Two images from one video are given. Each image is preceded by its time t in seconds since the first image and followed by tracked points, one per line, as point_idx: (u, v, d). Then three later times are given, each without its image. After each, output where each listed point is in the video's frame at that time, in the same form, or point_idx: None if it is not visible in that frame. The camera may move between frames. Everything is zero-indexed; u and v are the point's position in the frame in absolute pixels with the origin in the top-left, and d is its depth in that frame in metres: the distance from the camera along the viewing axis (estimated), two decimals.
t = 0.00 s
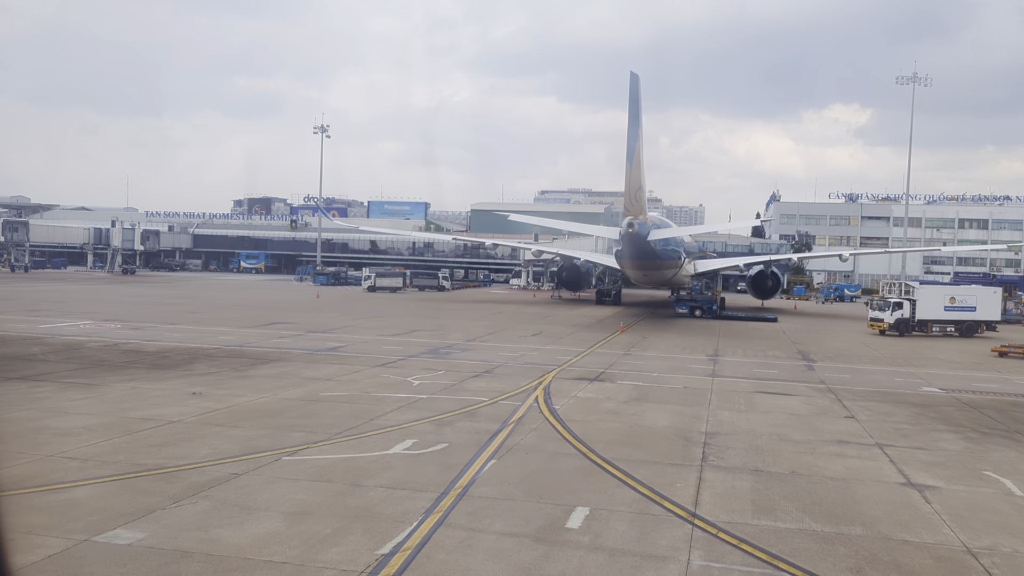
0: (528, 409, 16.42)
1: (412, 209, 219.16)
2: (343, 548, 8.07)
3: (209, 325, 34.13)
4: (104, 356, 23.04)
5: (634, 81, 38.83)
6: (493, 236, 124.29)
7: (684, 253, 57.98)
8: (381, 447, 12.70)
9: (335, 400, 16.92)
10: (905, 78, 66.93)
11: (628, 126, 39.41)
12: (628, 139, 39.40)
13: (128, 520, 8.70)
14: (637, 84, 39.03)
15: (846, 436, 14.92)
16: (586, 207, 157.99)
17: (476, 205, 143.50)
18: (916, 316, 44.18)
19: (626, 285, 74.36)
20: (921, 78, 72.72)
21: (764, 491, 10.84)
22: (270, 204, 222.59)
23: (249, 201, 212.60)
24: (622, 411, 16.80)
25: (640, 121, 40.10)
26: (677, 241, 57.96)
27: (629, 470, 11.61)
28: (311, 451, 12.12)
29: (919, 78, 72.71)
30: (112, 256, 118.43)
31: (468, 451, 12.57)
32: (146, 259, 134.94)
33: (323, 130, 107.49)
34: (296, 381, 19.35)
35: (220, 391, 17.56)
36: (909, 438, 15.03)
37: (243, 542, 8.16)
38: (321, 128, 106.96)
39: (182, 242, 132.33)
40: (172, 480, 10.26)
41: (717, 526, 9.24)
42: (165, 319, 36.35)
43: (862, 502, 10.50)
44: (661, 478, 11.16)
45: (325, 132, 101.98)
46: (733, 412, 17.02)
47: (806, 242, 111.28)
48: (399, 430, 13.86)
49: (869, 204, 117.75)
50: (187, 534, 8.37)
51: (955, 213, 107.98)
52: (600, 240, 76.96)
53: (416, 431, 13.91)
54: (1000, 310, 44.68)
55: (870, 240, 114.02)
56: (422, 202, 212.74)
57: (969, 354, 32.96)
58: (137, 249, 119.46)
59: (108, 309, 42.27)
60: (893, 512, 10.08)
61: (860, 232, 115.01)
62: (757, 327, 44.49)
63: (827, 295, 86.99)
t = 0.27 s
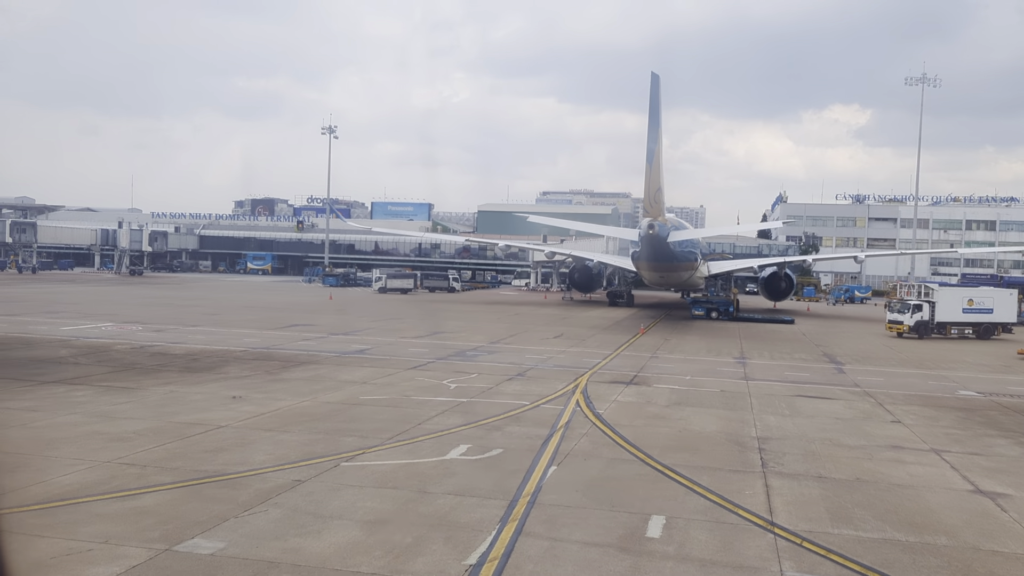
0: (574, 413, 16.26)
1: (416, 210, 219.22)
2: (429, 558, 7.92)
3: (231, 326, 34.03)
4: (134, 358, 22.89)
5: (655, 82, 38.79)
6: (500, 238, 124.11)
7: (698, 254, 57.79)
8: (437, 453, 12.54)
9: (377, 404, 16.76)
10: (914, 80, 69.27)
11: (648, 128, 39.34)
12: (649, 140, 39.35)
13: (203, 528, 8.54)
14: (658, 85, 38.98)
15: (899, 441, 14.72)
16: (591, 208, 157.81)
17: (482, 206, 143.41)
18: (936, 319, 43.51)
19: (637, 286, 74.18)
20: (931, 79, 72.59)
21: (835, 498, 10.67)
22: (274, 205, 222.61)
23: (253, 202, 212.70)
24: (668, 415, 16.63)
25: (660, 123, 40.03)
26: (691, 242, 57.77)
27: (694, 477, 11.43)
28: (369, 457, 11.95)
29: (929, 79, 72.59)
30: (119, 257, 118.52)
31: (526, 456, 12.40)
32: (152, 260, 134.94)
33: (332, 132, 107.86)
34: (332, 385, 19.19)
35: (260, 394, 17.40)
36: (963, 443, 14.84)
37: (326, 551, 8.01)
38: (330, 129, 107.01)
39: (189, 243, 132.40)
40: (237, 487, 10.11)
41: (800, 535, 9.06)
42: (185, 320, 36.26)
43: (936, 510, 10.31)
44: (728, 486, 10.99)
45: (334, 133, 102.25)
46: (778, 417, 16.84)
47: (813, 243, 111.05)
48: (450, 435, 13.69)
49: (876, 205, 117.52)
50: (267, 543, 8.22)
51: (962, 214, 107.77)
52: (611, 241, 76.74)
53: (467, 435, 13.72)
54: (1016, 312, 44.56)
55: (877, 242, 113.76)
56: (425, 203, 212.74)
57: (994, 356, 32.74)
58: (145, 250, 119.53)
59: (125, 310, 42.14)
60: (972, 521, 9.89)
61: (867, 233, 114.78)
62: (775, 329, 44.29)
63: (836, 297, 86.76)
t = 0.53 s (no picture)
0: (620, 410, 16.10)
1: (419, 203, 218.90)
2: (519, 561, 7.77)
3: (253, 320, 33.86)
4: (165, 353, 22.73)
5: (677, 75, 38.65)
6: (508, 231, 123.81)
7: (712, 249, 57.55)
8: (495, 451, 12.38)
9: (420, 400, 16.61)
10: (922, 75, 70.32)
11: (670, 121, 39.10)
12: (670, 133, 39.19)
13: (283, 529, 8.39)
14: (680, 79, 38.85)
15: (954, 440, 14.53)
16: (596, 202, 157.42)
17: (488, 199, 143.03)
18: (956, 314, 43.24)
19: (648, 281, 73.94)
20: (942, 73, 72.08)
21: (909, 500, 10.49)
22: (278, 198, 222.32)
23: (257, 194, 212.41)
24: (714, 413, 16.47)
25: (681, 115, 39.80)
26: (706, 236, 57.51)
27: (759, 477, 11.26)
28: (428, 456, 11.80)
29: (939, 73, 72.16)
30: (127, 249, 118.49)
31: (585, 455, 12.22)
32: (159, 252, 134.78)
33: (339, 125, 107.60)
34: (369, 380, 19.03)
35: (300, 390, 17.24)
36: (1017, 442, 14.64)
37: (414, 554, 7.84)
38: (338, 121, 106.64)
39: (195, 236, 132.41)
40: (303, 486, 9.95)
41: (885, 538, 8.89)
42: (206, 314, 36.10)
43: (1014, 512, 10.12)
44: (797, 486, 10.83)
45: (342, 125, 102.10)
46: (823, 415, 16.66)
47: (821, 237, 110.65)
48: (502, 432, 13.53)
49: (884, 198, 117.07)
50: (350, 544, 8.07)
51: (971, 208, 107.29)
52: (623, 234, 76.46)
53: (520, 433, 13.56)
54: None
55: (885, 236, 113.40)
56: (429, 195, 212.33)
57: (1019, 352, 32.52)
58: (153, 242, 119.38)
59: (142, 304, 41.99)
60: None
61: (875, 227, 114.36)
62: (794, 324, 44.06)
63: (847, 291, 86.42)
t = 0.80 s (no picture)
0: (668, 410, 15.93)
1: (424, 199, 218.76)
2: (612, 569, 7.60)
3: (275, 318, 33.74)
4: (196, 350, 22.59)
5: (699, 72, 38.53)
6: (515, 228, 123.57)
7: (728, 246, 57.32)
8: (554, 452, 12.22)
9: (464, 399, 16.44)
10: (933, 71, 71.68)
11: (692, 118, 38.90)
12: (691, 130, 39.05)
13: (365, 534, 8.23)
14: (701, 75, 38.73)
15: (1010, 442, 14.32)
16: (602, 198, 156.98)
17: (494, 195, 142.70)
18: (977, 313, 42.80)
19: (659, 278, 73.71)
20: (952, 69, 71.84)
21: (985, 504, 10.32)
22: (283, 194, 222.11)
23: (261, 190, 212.25)
24: (761, 413, 16.29)
25: (702, 112, 39.60)
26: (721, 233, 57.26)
27: (829, 480, 11.09)
28: (488, 457, 11.64)
29: (950, 69, 71.96)
30: (134, 246, 118.53)
31: (645, 456, 12.05)
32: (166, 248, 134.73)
33: (347, 120, 107.33)
34: (408, 378, 18.89)
35: (341, 389, 17.09)
36: None
37: (504, 560, 7.69)
38: (346, 117, 106.39)
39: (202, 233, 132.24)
40: (373, 489, 9.81)
41: (975, 545, 8.70)
42: (226, 311, 35.98)
43: None
44: (869, 490, 10.65)
45: (350, 121, 102.02)
46: (871, 415, 16.49)
47: (829, 234, 110.21)
48: (556, 433, 13.37)
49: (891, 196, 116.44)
50: (437, 550, 7.90)
51: (980, 205, 106.79)
52: (634, 231, 76.21)
53: (574, 433, 13.40)
54: None
55: (893, 234, 112.77)
56: (433, 192, 212.14)
57: None
58: (161, 238, 119.33)
59: (160, 300, 41.88)
60: None
61: (882, 225, 113.55)
62: (813, 322, 43.83)
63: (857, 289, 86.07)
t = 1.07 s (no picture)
0: (716, 410, 15.75)
1: (428, 195, 218.61)
2: None
3: (297, 315, 33.57)
4: (228, 348, 22.43)
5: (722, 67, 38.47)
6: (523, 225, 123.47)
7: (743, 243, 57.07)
8: (615, 453, 12.04)
9: (509, 398, 16.26)
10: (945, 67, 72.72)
11: (714, 115, 38.66)
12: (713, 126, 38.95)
13: (452, 540, 8.05)
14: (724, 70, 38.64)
15: None
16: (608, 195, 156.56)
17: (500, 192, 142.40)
18: (999, 311, 42.42)
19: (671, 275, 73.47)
20: (964, 66, 71.67)
21: None
22: (287, 190, 222.03)
23: (266, 186, 212.02)
24: (810, 413, 16.10)
25: (724, 109, 39.36)
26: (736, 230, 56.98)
27: (902, 483, 10.90)
28: (552, 459, 11.46)
29: (961, 66, 71.81)
30: (142, 242, 118.48)
31: (709, 458, 11.86)
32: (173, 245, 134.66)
33: (356, 116, 106.88)
34: (447, 377, 18.72)
35: (384, 388, 16.91)
36: None
37: (600, 567, 7.51)
38: (354, 113, 106.17)
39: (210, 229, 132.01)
40: (447, 492, 9.62)
41: None
42: (248, 308, 35.87)
43: None
44: (946, 494, 10.46)
45: (359, 117, 101.82)
46: (921, 416, 16.30)
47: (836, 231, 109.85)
48: (612, 433, 13.19)
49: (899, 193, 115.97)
50: (529, 556, 7.73)
51: (988, 203, 106.45)
52: (647, 228, 76.05)
53: (631, 434, 13.20)
54: None
55: (900, 231, 112.28)
56: (437, 188, 211.92)
57: None
58: (170, 234, 119.31)
59: (177, 296, 41.70)
60: None
61: (890, 222, 112.92)
62: (832, 319, 43.61)
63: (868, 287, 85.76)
